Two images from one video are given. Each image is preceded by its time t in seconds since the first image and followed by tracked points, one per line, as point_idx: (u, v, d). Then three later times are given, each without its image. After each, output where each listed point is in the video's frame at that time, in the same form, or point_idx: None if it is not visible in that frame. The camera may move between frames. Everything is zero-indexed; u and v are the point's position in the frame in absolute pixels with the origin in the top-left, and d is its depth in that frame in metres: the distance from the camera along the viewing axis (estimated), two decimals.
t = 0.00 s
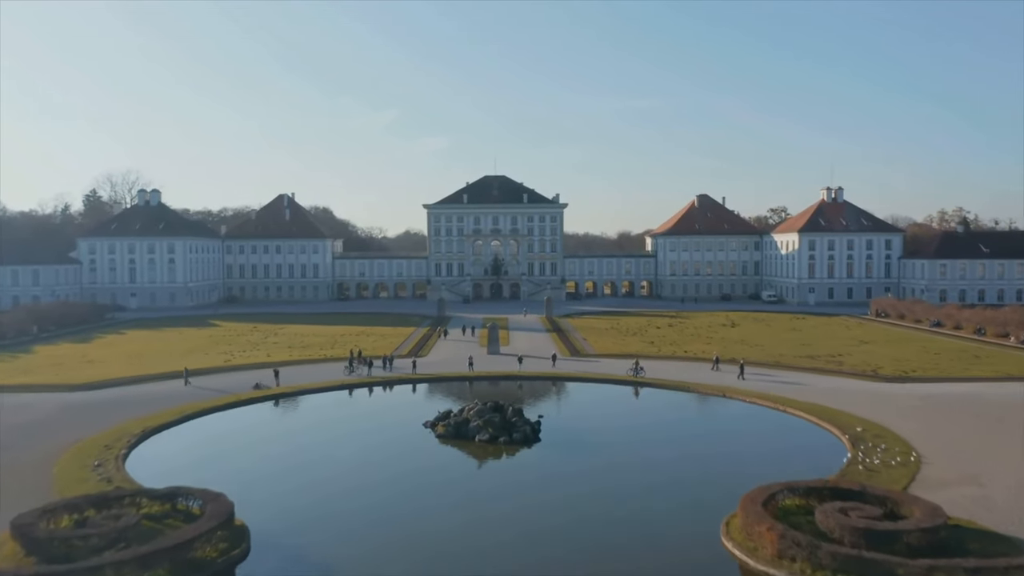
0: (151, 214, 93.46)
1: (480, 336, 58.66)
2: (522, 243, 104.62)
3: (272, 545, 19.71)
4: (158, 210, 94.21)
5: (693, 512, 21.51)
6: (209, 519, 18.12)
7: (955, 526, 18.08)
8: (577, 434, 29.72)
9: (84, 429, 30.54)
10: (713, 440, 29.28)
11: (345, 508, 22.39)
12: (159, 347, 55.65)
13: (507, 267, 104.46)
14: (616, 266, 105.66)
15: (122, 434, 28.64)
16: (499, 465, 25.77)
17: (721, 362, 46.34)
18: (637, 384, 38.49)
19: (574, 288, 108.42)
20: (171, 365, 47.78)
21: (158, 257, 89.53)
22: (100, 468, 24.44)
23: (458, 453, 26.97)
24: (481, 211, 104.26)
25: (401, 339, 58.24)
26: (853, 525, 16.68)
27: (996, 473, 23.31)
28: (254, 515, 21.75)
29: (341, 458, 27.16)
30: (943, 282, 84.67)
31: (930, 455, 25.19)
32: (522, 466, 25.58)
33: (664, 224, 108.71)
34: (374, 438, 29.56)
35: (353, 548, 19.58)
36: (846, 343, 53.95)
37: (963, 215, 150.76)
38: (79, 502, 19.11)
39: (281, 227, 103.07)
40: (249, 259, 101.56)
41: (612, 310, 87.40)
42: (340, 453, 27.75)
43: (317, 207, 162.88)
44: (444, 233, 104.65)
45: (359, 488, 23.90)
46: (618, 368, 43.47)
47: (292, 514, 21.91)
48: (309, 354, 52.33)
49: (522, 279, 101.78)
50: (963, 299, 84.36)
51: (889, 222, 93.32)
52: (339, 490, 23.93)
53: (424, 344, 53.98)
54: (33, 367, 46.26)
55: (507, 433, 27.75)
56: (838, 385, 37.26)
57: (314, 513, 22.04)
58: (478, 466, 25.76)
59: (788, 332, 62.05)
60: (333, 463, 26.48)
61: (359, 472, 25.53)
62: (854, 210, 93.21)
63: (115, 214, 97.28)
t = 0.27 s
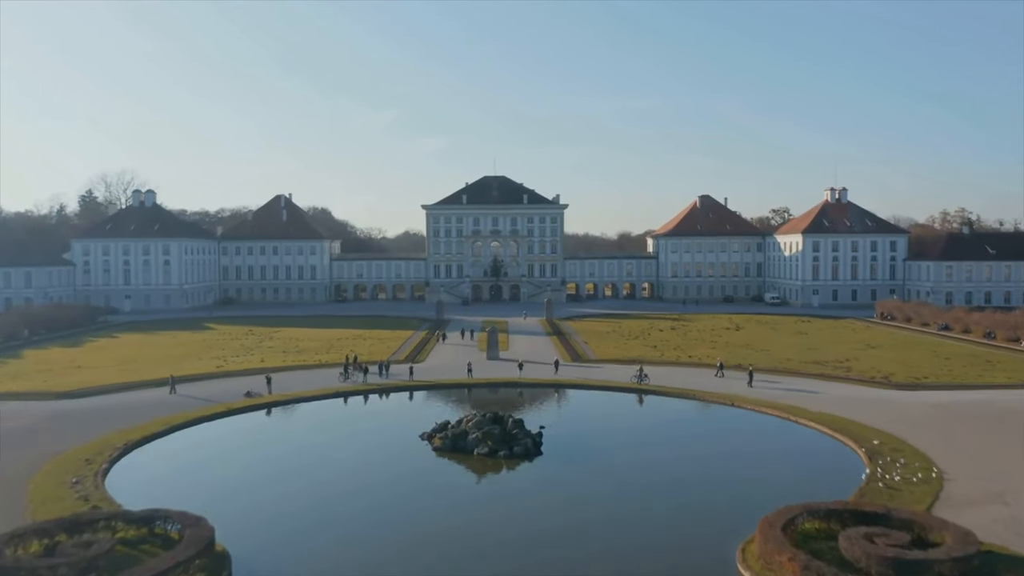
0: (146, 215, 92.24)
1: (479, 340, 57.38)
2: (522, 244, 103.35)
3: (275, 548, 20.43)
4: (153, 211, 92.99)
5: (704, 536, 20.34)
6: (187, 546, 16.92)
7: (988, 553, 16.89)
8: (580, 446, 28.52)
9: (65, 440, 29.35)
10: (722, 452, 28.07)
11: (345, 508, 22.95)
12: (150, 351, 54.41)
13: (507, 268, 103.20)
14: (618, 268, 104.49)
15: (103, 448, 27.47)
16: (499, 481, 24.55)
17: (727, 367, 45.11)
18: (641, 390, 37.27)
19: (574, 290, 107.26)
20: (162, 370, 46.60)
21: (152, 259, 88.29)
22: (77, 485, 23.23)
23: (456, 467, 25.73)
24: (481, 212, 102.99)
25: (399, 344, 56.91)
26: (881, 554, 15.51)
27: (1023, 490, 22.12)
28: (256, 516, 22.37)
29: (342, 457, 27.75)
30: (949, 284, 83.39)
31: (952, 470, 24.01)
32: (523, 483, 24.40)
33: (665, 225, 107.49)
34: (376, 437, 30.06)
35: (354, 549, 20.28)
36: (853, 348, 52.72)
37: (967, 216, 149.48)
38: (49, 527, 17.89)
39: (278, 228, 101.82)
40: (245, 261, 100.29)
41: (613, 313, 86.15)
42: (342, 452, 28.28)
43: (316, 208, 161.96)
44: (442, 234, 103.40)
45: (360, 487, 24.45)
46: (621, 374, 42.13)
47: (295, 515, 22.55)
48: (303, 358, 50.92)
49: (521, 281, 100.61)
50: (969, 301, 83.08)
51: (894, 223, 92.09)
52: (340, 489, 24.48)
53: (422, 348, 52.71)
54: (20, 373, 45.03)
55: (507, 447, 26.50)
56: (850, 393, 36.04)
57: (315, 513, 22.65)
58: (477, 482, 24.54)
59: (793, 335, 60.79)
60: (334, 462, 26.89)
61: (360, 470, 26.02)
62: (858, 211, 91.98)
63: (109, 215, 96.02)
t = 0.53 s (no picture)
0: (139, 216, 90.74)
1: (478, 345, 55.93)
2: (522, 246, 101.84)
3: (274, 550, 20.66)
4: (147, 213, 91.52)
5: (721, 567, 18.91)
6: None
7: None
8: (584, 461, 27.11)
9: (43, 454, 27.98)
10: (733, 468, 26.71)
11: (345, 509, 23.13)
12: (140, 357, 52.95)
13: (507, 270, 101.76)
14: (619, 269, 103.10)
15: (81, 464, 26.16)
16: (500, 501, 23.17)
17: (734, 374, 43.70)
18: (646, 400, 35.84)
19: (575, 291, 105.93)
20: (150, 377, 45.19)
21: (146, 261, 86.83)
22: (49, 508, 21.83)
23: (455, 486, 24.29)
24: (480, 213, 101.54)
25: (395, 349, 55.27)
26: None
27: None
28: (256, 518, 22.64)
29: (342, 459, 28.08)
30: (956, 287, 81.95)
31: (981, 492, 22.64)
32: (526, 505, 22.95)
33: (667, 226, 106.07)
34: (375, 439, 30.37)
35: (353, 550, 20.52)
36: (863, 353, 51.27)
37: (971, 218, 148.12)
38: (11, 560, 16.42)
39: (274, 230, 100.35)
40: (241, 263, 98.80)
41: (614, 316, 84.65)
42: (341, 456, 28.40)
43: (314, 209, 161.41)
44: (441, 235, 101.89)
45: (359, 488, 24.64)
46: (625, 382, 40.61)
47: (294, 516, 22.78)
48: (296, 364, 49.27)
49: (521, 283, 99.21)
50: (977, 304, 81.65)
51: (900, 225, 90.70)
52: (339, 491, 24.68)
53: (420, 354, 51.28)
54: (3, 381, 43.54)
55: (507, 464, 25.04)
56: (864, 404, 34.63)
57: (315, 514, 22.87)
58: (477, 503, 23.14)
59: (800, 340, 59.30)
60: (333, 467, 27.01)
61: (360, 472, 26.19)
62: (864, 212, 90.59)
63: (102, 216, 94.45)
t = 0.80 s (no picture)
0: (133, 217, 89.33)
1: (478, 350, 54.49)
2: (522, 247, 100.43)
3: (272, 552, 20.63)
4: (141, 214, 90.11)
5: None
6: None
7: None
8: (590, 477, 25.74)
9: (16, 469, 26.51)
10: (746, 486, 25.29)
11: (343, 511, 23.16)
12: (129, 362, 51.47)
13: (506, 272, 100.30)
14: (620, 271, 101.65)
15: (56, 482, 24.73)
16: (501, 524, 21.74)
17: (741, 382, 42.28)
18: (652, 410, 34.40)
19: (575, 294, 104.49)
20: (138, 384, 43.76)
21: (139, 263, 85.41)
22: (16, 534, 20.41)
23: (454, 507, 22.85)
24: (480, 214, 100.12)
25: (391, 355, 53.77)
26: None
27: None
28: (253, 522, 22.65)
29: (340, 462, 28.16)
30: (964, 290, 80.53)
31: (1014, 513, 21.27)
32: (529, 526, 21.56)
33: (669, 228, 104.63)
34: (371, 442, 30.49)
35: (351, 552, 20.45)
36: (872, 359, 49.86)
37: (975, 219, 146.86)
38: None
39: (270, 231, 98.92)
40: (237, 264, 97.37)
41: (616, 318, 83.20)
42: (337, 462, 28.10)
43: (312, 210, 160.00)
44: (440, 236, 100.47)
45: (357, 490, 24.71)
46: (629, 391, 39.13)
47: (291, 519, 22.77)
48: (289, 370, 47.78)
49: (521, 285, 97.77)
50: (984, 307, 80.24)
51: (906, 226, 89.35)
52: (335, 496, 24.49)
53: (417, 359, 49.82)
54: None
55: (508, 483, 23.62)
56: (880, 414, 33.27)
57: (313, 517, 22.86)
58: (477, 525, 21.71)
59: (807, 345, 57.88)
60: (329, 472, 26.76)
61: (357, 474, 26.31)
62: (869, 213, 89.24)
63: (95, 218, 93.02)
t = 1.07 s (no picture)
0: (128, 218, 88.10)
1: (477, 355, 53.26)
2: (522, 249, 99.22)
3: (275, 549, 20.93)
4: (135, 215, 88.87)
5: None
6: None
7: None
8: (596, 491, 24.59)
9: None
10: (757, 507, 24.03)
11: (344, 509, 23.54)
12: (119, 367, 50.19)
13: (506, 273, 99.09)
14: (621, 273, 100.43)
15: (32, 500, 23.63)
16: (502, 545, 20.48)
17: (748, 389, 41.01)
18: (658, 421, 33.17)
19: (576, 295, 103.26)
20: (126, 389, 42.47)
21: (134, 264, 84.15)
22: None
23: (453, 527, 21.61)
24: (479, 215, 98.93)
25: (388, 359, 52.49)
26: None
27: None
28: (256, 520, 23.01)
29: (339, 462, 28.54)
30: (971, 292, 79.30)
31: None
32: (533, 546, 20.40)
33: (671, 229, 103.43)
34: (370, 443, 30.88)
35: (353, 548, 20.70)
36: (881, 365, 48.65)
37: (978, 219, 145.68)
38: None
39: (266, 232, 97.68)
40: (233, 266, 96.13)
41: (617, 321, 81.92)
42: (334, 466, 28.16)
43: (309, 211, 158.80)
44: (439, 238, 99.27)
45: (357, 489, 25.13)
46: (633, 398, 37.91)
47: (293, 517, 23.12)
48: (282, 375, 46.53)
49: (521, 287, 96.56)
50: (991, 310, 79.03)
51: (911, 227, 88.19)
52: (336, 494, 24.88)
53: (415, 364, 48.54)
54: None
55: (509, 501, 22.37)
56: (894, 424, 32.13)
57: (315, 515, 23.21)
58: (477, 546, 20.45)
59: (813, 349, 56.71)
60: (329, 473, 27.16)
61: (357, 475, 26.70)
62: (874, 214, 88.09)
63: (89, 218, 91.76)
